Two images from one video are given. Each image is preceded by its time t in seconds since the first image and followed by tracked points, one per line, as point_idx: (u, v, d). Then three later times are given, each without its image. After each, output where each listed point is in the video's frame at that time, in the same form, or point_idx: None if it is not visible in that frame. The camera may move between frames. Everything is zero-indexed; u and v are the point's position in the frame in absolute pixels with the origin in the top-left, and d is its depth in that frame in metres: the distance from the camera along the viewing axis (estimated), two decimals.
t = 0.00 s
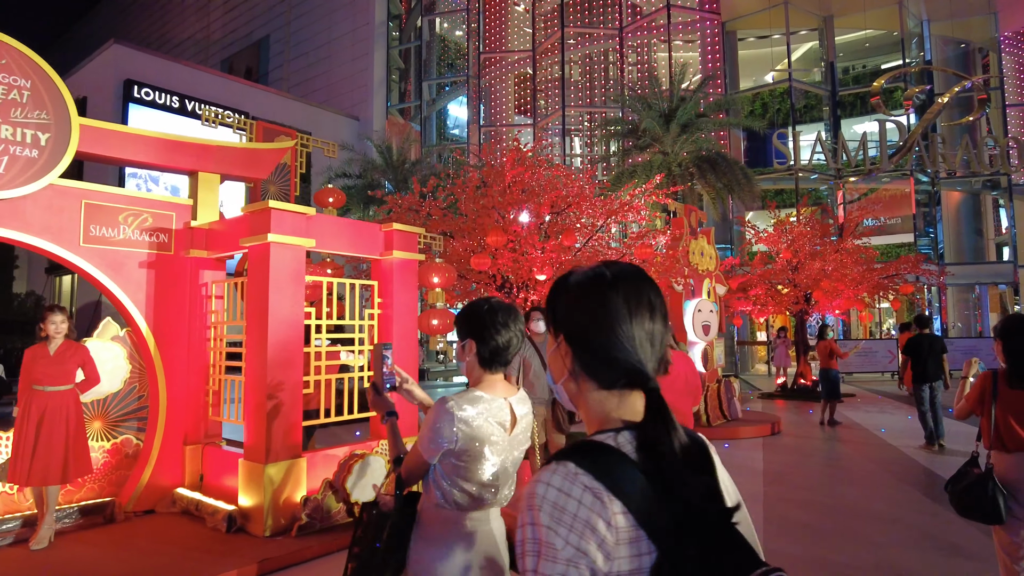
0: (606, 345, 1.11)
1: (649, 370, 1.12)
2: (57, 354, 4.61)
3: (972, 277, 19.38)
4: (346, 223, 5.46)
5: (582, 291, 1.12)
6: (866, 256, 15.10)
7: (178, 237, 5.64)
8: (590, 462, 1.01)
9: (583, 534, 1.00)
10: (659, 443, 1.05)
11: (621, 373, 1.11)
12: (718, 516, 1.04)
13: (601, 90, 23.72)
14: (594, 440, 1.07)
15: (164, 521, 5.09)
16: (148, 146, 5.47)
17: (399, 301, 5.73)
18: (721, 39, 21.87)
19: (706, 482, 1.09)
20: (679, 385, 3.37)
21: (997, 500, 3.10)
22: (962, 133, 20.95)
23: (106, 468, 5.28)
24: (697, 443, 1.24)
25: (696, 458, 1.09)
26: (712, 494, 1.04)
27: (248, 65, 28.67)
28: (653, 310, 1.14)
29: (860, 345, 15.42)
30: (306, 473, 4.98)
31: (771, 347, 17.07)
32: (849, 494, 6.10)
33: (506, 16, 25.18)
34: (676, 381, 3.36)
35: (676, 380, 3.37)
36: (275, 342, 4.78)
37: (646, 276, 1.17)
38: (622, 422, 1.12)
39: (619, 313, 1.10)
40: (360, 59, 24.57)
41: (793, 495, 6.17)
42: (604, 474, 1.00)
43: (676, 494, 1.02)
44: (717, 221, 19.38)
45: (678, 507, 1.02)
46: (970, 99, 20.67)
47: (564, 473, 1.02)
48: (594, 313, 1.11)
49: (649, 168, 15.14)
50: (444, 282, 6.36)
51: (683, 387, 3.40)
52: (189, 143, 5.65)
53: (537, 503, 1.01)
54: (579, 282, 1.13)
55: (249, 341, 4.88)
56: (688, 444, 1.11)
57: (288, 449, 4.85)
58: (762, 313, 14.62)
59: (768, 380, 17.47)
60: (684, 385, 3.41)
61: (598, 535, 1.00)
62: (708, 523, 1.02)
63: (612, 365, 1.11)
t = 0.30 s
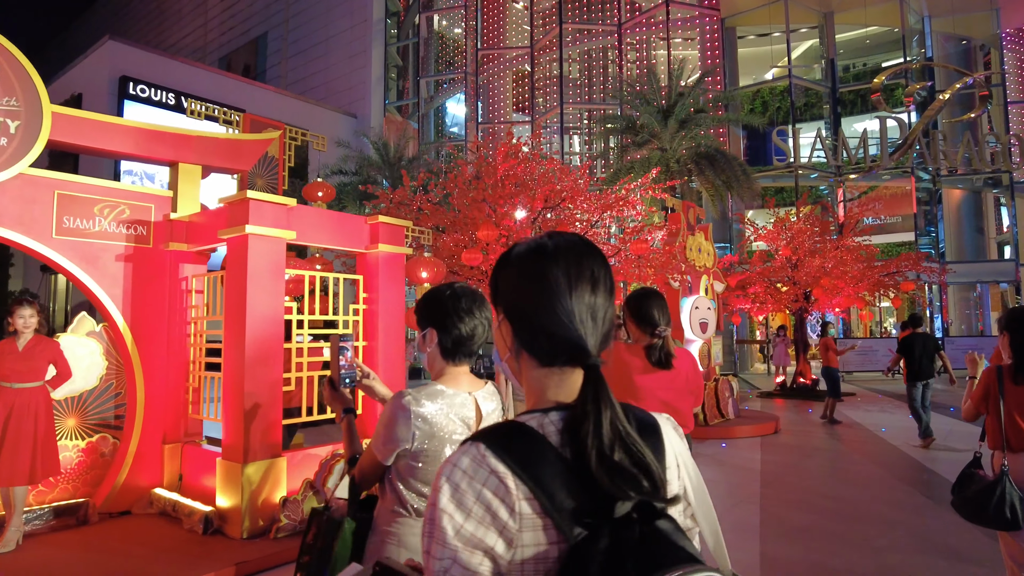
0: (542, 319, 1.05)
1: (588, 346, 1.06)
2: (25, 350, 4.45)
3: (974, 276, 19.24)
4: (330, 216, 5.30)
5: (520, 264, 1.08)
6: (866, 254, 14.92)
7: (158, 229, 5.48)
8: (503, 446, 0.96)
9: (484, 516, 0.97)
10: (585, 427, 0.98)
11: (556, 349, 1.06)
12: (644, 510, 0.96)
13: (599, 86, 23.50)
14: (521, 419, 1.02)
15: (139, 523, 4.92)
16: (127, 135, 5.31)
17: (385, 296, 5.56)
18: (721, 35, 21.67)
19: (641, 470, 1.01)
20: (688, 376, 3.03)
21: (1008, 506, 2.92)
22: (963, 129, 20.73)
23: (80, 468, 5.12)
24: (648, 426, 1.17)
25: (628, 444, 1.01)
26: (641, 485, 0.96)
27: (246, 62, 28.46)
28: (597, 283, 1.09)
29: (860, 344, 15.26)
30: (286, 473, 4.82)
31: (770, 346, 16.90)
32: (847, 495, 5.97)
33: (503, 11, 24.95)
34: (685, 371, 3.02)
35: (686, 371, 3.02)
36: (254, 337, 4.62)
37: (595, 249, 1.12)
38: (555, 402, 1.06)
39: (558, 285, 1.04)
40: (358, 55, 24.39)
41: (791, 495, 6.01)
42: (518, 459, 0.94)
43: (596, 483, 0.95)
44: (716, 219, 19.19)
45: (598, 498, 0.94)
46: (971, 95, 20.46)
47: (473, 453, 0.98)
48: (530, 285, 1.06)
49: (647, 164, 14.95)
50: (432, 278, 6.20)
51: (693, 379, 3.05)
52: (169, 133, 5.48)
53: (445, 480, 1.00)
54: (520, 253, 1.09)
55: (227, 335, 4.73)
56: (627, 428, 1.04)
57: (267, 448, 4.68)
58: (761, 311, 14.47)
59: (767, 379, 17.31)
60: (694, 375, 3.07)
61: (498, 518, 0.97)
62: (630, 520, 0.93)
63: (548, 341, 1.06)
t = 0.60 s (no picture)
0: (464, 310, 0.99)
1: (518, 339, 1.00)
2: None
3: (974, 275, 19.09)
4: (311, 209, 5.13)
5: (446, 253, 1.02)
6: (865, 252, 14.76)
7: (133, 224, 5.29)
8: (405, 457, 0.90)
9: (376, 533, 0.92)
10: (503, 433, 0.91)
11: (482, 344, 1.00)
12: (563, 528, 0.90)
13: (596, 84, 23.32)
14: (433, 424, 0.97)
15: (111, 529, 4.74)
16: (101, 127, 5.12)
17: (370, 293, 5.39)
18: (719, 33, 21.55)
19: (570, 480, 0.94)
20: (688, 379, 2.76)
21: (1016, 519, 2.76)
22: (963, 128, 20.57)
23: (50, 472, 4.93)
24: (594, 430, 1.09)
25: (557, 447, 0.95)
26: (560, 500, 0.90)
27: (242, 60, 28.26)
28: (528, 268, 1.03)
29: (859, 343, 15.08)
30: (264, 477, 4.65)
31: (768, 346, 16.74)
32: (845, 499, 5.80)
33: (500, 8, 24.76)
34: (686, 373, 2.76)
35: (686, 372, 2.75)
36: (230, 334, 4.44)
37: (530, 235, 1.08)
38: (481, 403, 1.01)
39: (480, 271, 0.98)
40: (354, 53, 24.20)
41: (788, 499, 5.85)
42: (420, 470, 0.89)
43: (509, 496, 0.87)
44: (714, 218, 19.02)
45: (513, 512, 0.87)
46: (971, 93, 20.29)
47: (374, 460, 0.94)
48: (453, 274, 1.00)
49: (643, 162, 14.77)
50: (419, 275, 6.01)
51: (694, 381, 2.78)
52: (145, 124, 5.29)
53: (338, 490, 0.95)
54: (445, 242, 1.04)
55: (202, 333, 4.55)
56: (561, 430, 0.97)
57: (243, 451, 4.51)
58: (759, 310, 14.30)
59: (764, 380, 17.15)
60: (696, 376, 2.79)
61: (391, 537, 0.92)
62: (546, 543, 0.86)
63: (470, 334, 1.00)
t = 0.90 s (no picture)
0: (333, 290, 0.84)
1: (396, 325, 0.85)
2: None
3: (968, 274, 19.00)
4: (285, 205, 4.94)
5: (320, 227, 0.87)
6: (859, 251, 14.64)
7: (103, 219, 5.10)
8: (235, 480, 0.76)
9: None
10: (359, 450, 0.76)
11: (357, 338, 0.85)
12: (427, 571, 0.76)
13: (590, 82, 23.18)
14: (286, 437, 0.82)
15: (75, 537, 4.55)
16: (68, 117, 4.91)
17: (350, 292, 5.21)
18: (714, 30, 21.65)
19: (448, 515, 0.80)
20: (680, 379, 2.56)
21: (1014, 532, 2.57)
22: (958, 127, 20.51)
23: (12, 477, 4.69)
24: (496, 441, 0.94)
25: (432, 460, 0.81)
26: (425, 538, 0.76)
27: (236, 58, 28.02)
28: (412, 246, 0.88)
29: (854, 343, 14.95)
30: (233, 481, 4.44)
31: (762, 346, 16.62)
32: (839, 504, 5.62)
33: (494, 6, 24.63)
34: (678, 374, 2.56)
35: (677, 373, 2.56)
36: (197, 333, 4.25)
37: (425, 204, 0.94)
38: (348, 410, 0.87)
39: (350, 250, 0.84)
40: (348, 50, 24.06)
41: (780, 504, 5.68)
42: (251, 501, 0.74)
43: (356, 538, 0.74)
44: (708, 217, 18.92)
45: (360, 553, 0.74)
46: (966, 92, 20.22)
47: (200, 479, 0.78)
48: (324, 250, 0.86)
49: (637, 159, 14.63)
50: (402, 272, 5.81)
51: (685, 382, 2.58)
52: (115, 115, 5.09)
53: (150, 519, 0.79)
54: (317, 214, 0.89)
55: (168, 332, 4.35)
56: (441, 450, 0.82)
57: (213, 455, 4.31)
58: (752, 310, 14.18)
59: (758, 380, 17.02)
60: (686, 378, 2.60)
61: None
62: None
63: (335, 324, 0.85)
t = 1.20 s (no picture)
0: None
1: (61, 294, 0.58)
2: None
3: (959, 272, 18.95)
4: (247, 196, 4.74)
5: None
6: (849, 248, 14.51)
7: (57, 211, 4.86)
8: None
9: None
10: None
11: None
12: None
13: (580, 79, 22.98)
14: None
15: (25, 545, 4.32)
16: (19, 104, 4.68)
17: (320, 286, 5.06)
18: (705, 27, 21.47)
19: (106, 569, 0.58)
20: (638, 375, 2.38)
21: (998, 541, 2.38)
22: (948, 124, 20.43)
23: None
24: (222, 453, 0.72)
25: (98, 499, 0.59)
26: None
27: (224, 56, 27.69)
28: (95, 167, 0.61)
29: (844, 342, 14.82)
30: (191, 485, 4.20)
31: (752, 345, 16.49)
32: (827, 506, 5.46)
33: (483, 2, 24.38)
34: (638, 369, 2.38)
35: (637, 368, 2.38)
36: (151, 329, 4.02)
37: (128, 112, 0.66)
38: None
39: None
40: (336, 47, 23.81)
41: (765, 506, 5.52)
42: None
43: None
44: (699, 214, 18.78)
45: None
46: (957, 89, 20.14)
47: None
48: None
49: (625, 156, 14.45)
50: (374, 266, 5.64)
51: (645, 377, 2.41)
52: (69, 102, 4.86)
53: None
54: None
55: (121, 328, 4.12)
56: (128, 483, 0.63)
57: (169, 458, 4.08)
58: (741, 308, 14.04)
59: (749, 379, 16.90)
60: (646, 372, 2.43)
61: None
62: None
63: None
